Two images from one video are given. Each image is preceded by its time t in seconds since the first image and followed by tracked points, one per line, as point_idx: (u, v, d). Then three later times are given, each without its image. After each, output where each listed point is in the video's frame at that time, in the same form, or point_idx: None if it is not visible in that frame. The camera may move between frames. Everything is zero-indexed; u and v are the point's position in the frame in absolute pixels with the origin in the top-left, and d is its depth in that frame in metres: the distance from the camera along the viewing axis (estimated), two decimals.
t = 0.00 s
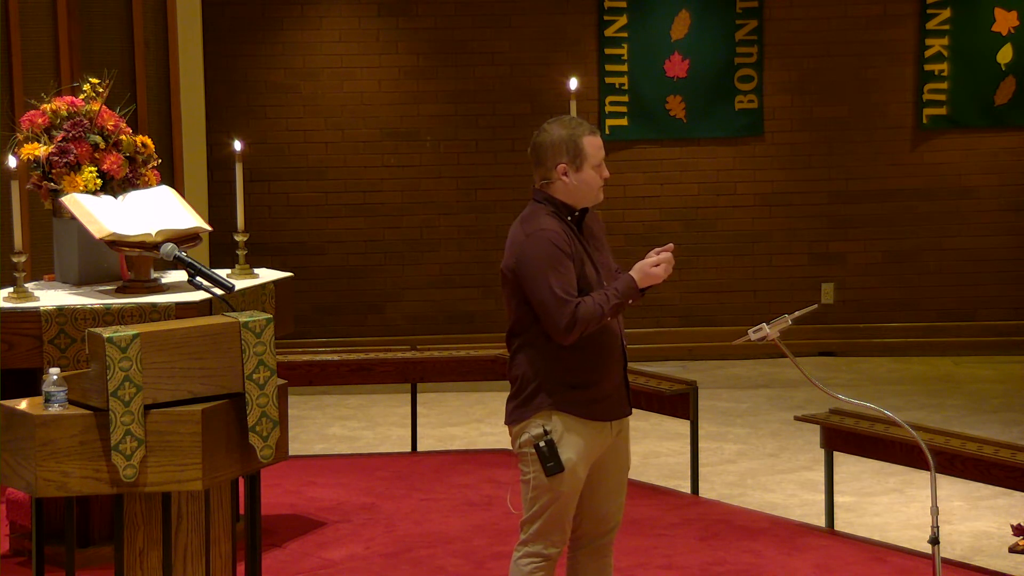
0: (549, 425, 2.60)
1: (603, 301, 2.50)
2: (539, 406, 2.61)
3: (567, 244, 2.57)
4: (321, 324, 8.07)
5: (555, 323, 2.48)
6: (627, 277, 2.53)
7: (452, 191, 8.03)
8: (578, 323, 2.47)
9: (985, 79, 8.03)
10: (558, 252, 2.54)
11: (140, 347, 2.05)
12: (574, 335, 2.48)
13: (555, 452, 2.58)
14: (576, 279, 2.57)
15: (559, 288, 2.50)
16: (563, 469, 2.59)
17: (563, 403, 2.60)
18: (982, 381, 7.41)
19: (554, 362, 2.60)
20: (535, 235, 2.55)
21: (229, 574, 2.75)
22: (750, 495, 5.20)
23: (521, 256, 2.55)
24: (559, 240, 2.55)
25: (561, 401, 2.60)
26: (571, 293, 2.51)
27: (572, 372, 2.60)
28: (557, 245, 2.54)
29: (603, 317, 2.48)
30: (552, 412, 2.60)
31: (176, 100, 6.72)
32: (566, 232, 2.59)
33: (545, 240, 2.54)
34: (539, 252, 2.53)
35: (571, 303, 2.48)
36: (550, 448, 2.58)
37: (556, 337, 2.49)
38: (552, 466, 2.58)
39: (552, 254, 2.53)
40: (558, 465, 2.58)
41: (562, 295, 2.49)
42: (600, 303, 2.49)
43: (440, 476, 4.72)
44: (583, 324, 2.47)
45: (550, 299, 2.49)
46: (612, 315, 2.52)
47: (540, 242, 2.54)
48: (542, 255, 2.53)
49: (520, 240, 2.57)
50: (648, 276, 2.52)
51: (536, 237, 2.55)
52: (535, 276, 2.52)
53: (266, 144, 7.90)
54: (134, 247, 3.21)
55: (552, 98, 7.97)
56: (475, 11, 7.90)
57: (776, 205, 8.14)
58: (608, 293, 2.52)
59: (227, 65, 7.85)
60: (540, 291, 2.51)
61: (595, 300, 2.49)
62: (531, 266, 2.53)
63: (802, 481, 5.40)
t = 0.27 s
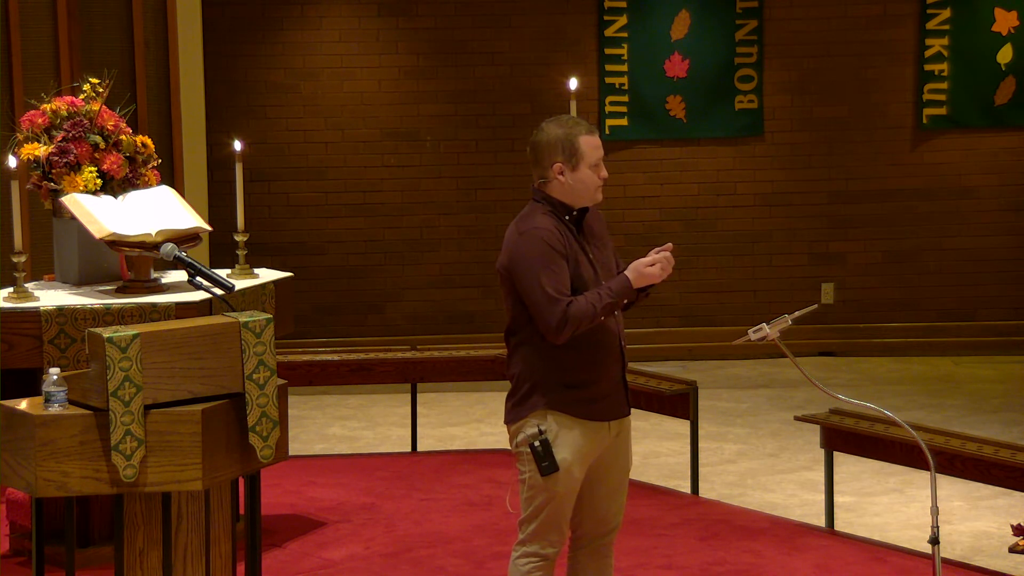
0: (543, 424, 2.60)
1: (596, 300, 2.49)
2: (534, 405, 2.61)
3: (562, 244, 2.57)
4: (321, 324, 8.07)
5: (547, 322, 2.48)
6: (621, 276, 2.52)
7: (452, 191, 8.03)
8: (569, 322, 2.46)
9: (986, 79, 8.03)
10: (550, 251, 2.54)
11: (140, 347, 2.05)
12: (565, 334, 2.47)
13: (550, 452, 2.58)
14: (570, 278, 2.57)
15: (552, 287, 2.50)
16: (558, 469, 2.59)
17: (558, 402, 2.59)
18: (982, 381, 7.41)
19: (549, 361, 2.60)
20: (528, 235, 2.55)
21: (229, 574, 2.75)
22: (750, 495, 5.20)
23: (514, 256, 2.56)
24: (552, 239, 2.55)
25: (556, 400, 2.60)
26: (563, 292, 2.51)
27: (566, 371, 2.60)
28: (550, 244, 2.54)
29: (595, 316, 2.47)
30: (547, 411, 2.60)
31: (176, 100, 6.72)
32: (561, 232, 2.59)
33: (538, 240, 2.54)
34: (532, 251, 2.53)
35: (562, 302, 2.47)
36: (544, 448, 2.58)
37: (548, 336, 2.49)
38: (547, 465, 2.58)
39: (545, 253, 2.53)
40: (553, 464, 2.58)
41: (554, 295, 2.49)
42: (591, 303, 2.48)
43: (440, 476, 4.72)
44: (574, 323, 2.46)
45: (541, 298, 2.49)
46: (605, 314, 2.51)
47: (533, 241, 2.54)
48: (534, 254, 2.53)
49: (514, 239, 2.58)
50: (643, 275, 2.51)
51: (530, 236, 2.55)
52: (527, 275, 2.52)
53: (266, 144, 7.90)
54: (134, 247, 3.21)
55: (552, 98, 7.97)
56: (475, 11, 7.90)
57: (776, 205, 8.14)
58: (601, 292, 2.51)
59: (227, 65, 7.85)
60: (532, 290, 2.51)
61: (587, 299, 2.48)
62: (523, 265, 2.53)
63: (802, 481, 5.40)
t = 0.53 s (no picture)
0: (541, 424, 2.60)
1: (593, 299, 2.48)
2: (532, 405, 2.61)
3: (559, 243, 2.57)
4: (321, 324, 8.06)
5: (543, 321, 2.47)
6: (618, 275, 2.51)
7: (452, 191, 8.03)
8: (565, 321, 2.46)
9: (986, 79, 8.03)
10: (547, 251, 2.54)
11: (140, 347, 2.05)
12: (561, 334, 2.47)
13: (547, 452, 2.58)
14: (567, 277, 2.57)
15: (548, 286, 2.50)
16: (556, 468, 2.58)
17: (555, 402, 2.59)
18: (982, 381, 7.41)
19: (546, 361, 2.60)
20: (525, 234, 2.55)
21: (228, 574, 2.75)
22: (750, 495, 5.20)
23: (511, 255, 2.56)
24: (549, 239, 2.55)
25: (553, 400, 2.60)
26: (560, 291, 2.51)
27: (564, 371, 2.60)
28: (547, 244, 2.54)
29: (591, 316, 2.47)
30: (545, 411, 2.60)
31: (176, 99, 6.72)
32: (559, 231, 2.59)
33: (535, 239, 2.54)
34: (529, 251, 2.53)
35: (559, 302, 2.47)
36: (541, 447, 2.58)
37: (545, 335, 2.49)
38: (544, 465, 2.57)
39: (541, 253, 2.53)
40: (550, 463, 2.58)
41: (550, 294, 2.48)
42: (588, 302, 2.48)
43: (440, 476, 4.72)
44: (571, 323, 2.46)
45: (538, 298, 2.49)
46: (602, 314, 2.50)
47: (530, 240, 2.54)
48: (531, 254, 2.53)
49: (512, 240, 2.58)
50: (640, 274, 2.50)
51: (527, 236, 2.55)
52: (524, 275, 2.52)
53: (266, 144, 7.90)
54: (134, 247, 3.21)
55: (551, 98, 7.96)
56: (475, 11, 7.90)
57: (776, 205, 8.14)
58: (598, 291, 2.50)
59: (227, 65, 7.85)
60: (529, 290, 2.51)
61: (584, 298, 2.47)
62: (521, 265, 2.53)
63: (802, 481, 5.40)
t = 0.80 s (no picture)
0: (540, 423, 2.60)
1: (592, 298, 2.48)
2: (532, 405, 2.61)
3: (558, 242, 2.57)
4: (321, 324, 8.06)
5: (542, 321, 2.47)
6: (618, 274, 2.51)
7: (452, 191, 8.03)
8: (564, 321, 2.46)
9: (986, 79, 8.03)
10: (546, 250, 2.54)
11: (140, 347, 2.05)
12: (560, 333, 2.47)
13: (547, 451, 2.58)
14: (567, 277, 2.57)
15: (547, 286, 2.50)
16: (555, 468, 2.58)
17: (555, 402, 2.60)
18: (982, 381, 7.41)
19: (545, 361, 2.60)
20: (524, 234, 2.55)
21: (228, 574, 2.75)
22: (750, 495, 5.20)
23: (511, 255, 2.56)
24: (548, 239, 2.55)
25: (553, 400, 2.60)
26: (559, 291, 2.50)
27: (563, 371, 2.60)
28: (546, 243, 2.54)
29: (590, 315, 2.47)
30: (544, 410, 2.61)
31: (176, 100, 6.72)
32: (558, 231, 2.59)
33: (534, 239, 2.54)
34: (528, 250, 2.53)
35: (558, 302, 2.47)
36: (541, 447, 2.58)
37: (544, 334, 2.49)
38: (543, 464, 2.57)
39: (540, 252, 2.53)
40: (549, 463, 2.58)
41: (549, 294, 2.48)
42: (588, 301, 2.48)
43: (440, 476, 4.72)
44: (570, 322, 2.46)
45: (537, 297, 2.49)
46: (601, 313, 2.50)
47: (529, 240, 2.54)
48: (530, 253, 2.53)
49: (511, 240, 2.58)
50: (640, 273, 2.50)
51: (526, 235, 2.55)
52: (523, 275, 2.52)
53: (266, 144, 7.90)
54: (134, 247, 3.21)
55: (551, 98, 7.96)
56: (475, 11, 7.90)
57: (776, 205, 8.14)
58: (597, 291, 2.50)
59: (227, 65, 7.85)
60: (528, 289, 2.51)
61: (583, 298, 2.47)
62: (520, 264, 2.53)
63: (802, 481, 5.40)
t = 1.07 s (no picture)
0: (539, 422, 2.60)
1: (590, 297, 2.48)
2: (531, 404, 2.61)
3: (557, 242, 2.57)
4: (321, 324, 8.06)
5: (540, 320, 2.47)
6: (616, 274, 2.51)
7: (452, 191, 8.03)
8: (562, 320, 2.46)
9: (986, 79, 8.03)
10: (545, 250, 2.54)
11: (140, 348, 2.05)
12: (558, 332, 2.47)
13: (546, 451, 2.58)
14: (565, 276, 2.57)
15: (545, 285, 2.50)
16: (554, 467, 2.58)
17: (553, 401, 2.60)
18: (982, 381, 7.41)
19: (544, 360, 2.60)
20: (522, 233, 2.55)
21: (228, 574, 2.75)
22: (750, 495, 5.20)
23: (509, 254, 2.56)
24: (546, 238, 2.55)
25: (551, 399, 2.60)
26: (558, 290, 2.50)
27: (562, 371, 2.60)
28: (544, 242, 2.54)
29: (588, 315, 2.47)
30: (543, 409, 2.60)
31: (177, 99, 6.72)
32: (557, 231, 2.59)
33: (533, 238, 2.54)
34: (526, 250, 2.53)
35: (556, 301, 2.47)
36: (540, 447, 2.58)
37: (543, 333, 2.49)
38: (542, 464, 2.57)
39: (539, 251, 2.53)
40: (548, 463, 2.58)
41: (547, 293, 2.48)
42: (586, 301, 2.48)
43: (440, 476, 4.72)
44: (568, 321, 2.46)
45: (536, 297, 2.49)
46: (600, 313, 2.50)
47: (527, 239, 2.54)
48: (529, 252, 2.53)
49: (509, 239, 2.58)
50: (638, 273, 2.50)
51: (524, 234, 2.55)
52: (521, 274, 2.52)
53: (266, 144, 7.90)
54: (134, 247, 3.21)
55: (551, 98, 7.96)
56: (475, 11, 7.90)
57: (776, 205, 8.14)
58: (596, 290, 2.50)
59: (226, 65, 7.85)
60: (527, 289, 2.51)
61: (581, 297, 2.47)
62: (518, 263, 2.53)
63: (802, 481, 5.40)
